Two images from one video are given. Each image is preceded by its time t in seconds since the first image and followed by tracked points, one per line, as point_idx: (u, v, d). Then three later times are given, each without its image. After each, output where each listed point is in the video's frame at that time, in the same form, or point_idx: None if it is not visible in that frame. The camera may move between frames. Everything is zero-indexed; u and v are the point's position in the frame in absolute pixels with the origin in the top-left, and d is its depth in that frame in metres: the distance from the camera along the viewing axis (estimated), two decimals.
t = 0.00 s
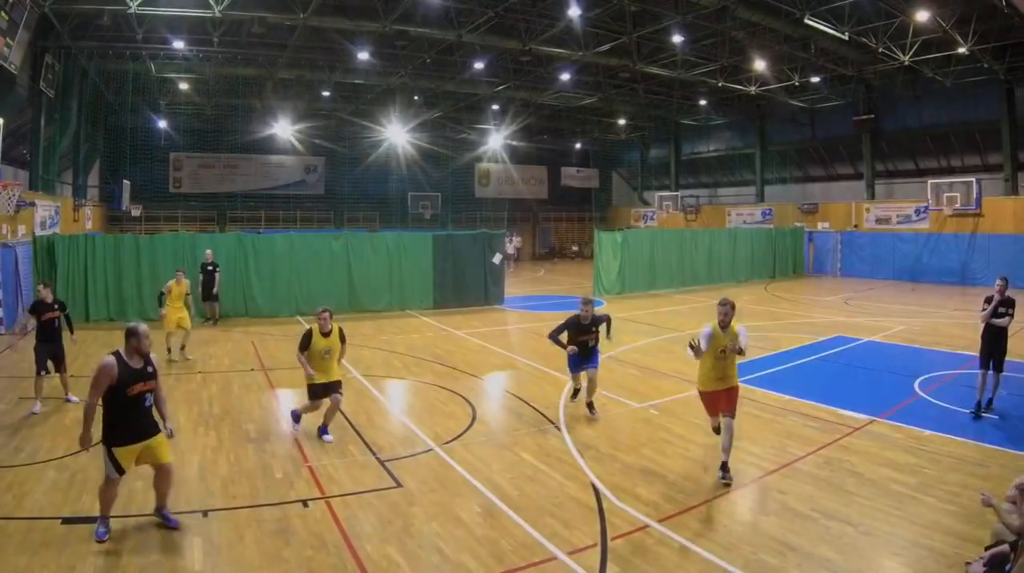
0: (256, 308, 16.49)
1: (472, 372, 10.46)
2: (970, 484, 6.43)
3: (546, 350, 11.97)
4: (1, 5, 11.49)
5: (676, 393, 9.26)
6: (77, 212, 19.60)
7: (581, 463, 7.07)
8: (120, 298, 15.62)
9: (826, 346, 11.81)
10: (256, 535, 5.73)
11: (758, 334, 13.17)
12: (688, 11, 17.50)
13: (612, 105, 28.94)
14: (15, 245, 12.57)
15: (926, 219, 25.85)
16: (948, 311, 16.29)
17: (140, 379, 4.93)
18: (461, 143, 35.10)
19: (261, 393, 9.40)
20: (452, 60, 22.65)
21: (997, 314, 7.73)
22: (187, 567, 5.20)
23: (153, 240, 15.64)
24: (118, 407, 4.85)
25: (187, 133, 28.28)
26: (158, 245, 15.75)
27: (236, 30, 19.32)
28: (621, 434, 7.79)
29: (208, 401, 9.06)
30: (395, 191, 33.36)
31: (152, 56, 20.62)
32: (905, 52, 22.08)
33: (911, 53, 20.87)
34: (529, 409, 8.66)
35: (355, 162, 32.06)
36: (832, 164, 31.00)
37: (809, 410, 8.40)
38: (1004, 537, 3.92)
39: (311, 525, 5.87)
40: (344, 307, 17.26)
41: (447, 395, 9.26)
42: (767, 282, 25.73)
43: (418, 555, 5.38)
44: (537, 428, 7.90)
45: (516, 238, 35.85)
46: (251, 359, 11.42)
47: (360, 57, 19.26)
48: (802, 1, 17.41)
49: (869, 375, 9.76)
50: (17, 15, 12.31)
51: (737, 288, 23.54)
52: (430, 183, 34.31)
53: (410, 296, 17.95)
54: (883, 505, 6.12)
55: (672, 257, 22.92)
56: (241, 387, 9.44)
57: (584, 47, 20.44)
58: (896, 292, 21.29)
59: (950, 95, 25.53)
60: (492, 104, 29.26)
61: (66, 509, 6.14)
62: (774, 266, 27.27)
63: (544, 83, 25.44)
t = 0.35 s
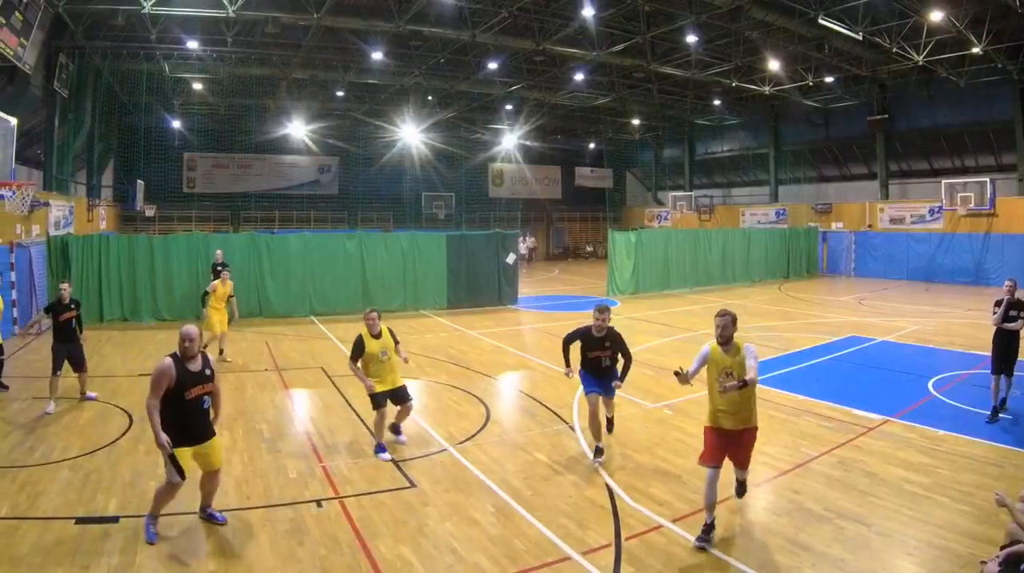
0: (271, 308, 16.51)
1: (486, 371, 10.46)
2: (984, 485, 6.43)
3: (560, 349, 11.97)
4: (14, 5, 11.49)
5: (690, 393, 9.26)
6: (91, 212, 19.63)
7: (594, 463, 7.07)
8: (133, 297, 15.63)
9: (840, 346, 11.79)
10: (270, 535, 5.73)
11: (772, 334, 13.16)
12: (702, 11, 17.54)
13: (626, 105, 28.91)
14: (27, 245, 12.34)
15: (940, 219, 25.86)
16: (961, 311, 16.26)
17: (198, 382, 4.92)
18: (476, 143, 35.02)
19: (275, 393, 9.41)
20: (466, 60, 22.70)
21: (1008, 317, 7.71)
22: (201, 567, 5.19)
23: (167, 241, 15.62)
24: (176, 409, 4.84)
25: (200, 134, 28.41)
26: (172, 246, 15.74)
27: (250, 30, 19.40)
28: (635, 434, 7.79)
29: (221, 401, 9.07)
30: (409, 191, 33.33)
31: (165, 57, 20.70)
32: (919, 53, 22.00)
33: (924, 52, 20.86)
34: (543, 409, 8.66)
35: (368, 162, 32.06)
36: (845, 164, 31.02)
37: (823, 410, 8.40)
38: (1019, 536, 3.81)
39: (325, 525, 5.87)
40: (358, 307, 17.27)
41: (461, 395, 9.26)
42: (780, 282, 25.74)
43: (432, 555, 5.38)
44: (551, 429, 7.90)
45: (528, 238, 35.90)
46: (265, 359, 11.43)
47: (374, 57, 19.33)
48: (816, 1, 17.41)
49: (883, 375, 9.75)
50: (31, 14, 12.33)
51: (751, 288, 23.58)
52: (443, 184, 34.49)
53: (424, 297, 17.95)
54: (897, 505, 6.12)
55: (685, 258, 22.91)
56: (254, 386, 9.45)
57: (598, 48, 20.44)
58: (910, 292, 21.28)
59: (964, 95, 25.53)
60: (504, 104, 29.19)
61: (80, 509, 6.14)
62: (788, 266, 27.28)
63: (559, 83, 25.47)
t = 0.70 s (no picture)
0: (285, 308, 16.53)
1: (500, 372, 10.47)
2: (998, 484, 6.42)
3: (574, 350, 11.96)
4: (28, 5, 11.51)
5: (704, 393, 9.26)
6: (105, 212, 19.63)
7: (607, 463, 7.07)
8: (147, 297, 15.63)
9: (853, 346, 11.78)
10: (283, 536, 5.72)
11: (785, 334, 13.16)
12: (716, 11, 17.56)
13: (640, 105, 28.86)
14: (41, 245, 12.38)
15: (954, 219, 25.87)
16: (974, 311, 16.25)
17: (245, 388, 4.73)
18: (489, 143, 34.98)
19: (289, 393, 9.41)
20: (480, 59, 22.71)
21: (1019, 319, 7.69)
22: (215, 567, 5.19)
23: (181, 241, 15.62)
24: (223, 418, 4.65)
25: (215, 133, 28.10)
26: (186, 246, 15.75)
27: (263, 30, 19.44)
28: (648, 434, 7.79)
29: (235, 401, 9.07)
30: (423, 191, 33.29)
31: (179, 57, 20.75)
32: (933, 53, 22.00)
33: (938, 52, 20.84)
34: (557, 409, 8.65)
35: (382, 162, 32.05)
36: (859, 164, 31.03)
37: (837, 410, 8.40)
38: None
39: (339, 525, 5.87)
40: (372, 307, 17.28)
41: (475, 395, 9.26)
42: (795, 282, 25.74)
43: (446, 555, 5.38)
44: (565, 429, 7.91)
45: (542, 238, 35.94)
46: (278, 359, 11.43)
47: (387, 56, 19.37)
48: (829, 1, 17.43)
49: (897, 375, 9.75)
50: (45, 14, 12.32)
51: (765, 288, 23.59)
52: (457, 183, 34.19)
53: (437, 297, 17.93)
54: (910, 505, 6.12)
55: (699, 258, 22.88)
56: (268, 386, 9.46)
57: (612, 47, 20.43)
58: (923, 292, 21.29)
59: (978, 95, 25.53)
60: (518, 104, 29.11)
61: (94, 509, 6.14)
62: (802, 266, 27.28)
63: (572, 83, 25.45)
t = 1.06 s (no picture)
0: (298, 308, 16.55)
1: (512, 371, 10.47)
2: (1012, 485, 6.42)
3: (586, 350, 11.95)
4: (41, 5, 11.47)
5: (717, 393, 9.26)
6: (119, 212, 19.67)
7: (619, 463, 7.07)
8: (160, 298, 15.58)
9: (866, 346, 11.78)
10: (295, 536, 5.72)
11: (798, 334, 13.15)
12: (729, 11, 17.57)
13: (653, 105, 28.81)
14: (54, 245, 12.40)
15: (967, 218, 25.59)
16: (986, 311, 16.22)
17: (289, 384, 4.74)
18: (503, 143, 34.89)
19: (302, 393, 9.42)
20: (494, 60, 22.74)
21: None
22: (228, 567, 5.19)
23: (194, 241, 15.64)
24: (274, 416, 4.64)
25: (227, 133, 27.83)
26: (199, 246, 15.76)
27: (276, 30, 19.47)
28: (661, 434, 7.78)
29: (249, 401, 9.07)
30: (436, 191, 33.26)
31: (192, 57, 20.80)
32: (946, 53, 21.98)
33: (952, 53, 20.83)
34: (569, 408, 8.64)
35: (395, 162, 32.06)
36: (872, 165, 31.08)
37: (850, 410, 8.40)
38: None
39: (350, 525, 5.87)
40: (385, 308, 17.29)
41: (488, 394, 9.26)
42: (808, 282, 25.74)
43: (459, 555, 5.38)
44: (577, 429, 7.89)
45: (559, 238, 36.04)
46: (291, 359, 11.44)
47: (400, 56, 19.42)
48: (843, 1, 17.42)
49: (911, 375, 9.75)
50: (58, 14, 12.31)
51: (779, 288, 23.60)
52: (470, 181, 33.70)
53: (450, 297, 17.95)
54: (923, 504, 6.12)
55: (712, 258, 22.87)
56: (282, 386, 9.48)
57: (625, 47, 20.40)
58: (936, 293, 21.30)
59: (991, 95, 25.51)
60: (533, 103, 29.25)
61: (106, 509, 6.13)
62: (814, 265, 27.28)
63: (585, 83, 25.44)
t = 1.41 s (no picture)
0: (311, 308, 16.56)
1: (527, 371, 10.48)
2: None
3: (601, 350, 11.94)
4: (55, 5, 11.50)
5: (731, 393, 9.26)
6: (133, 213, 19.74)
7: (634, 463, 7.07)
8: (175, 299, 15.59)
9: (881, 346, 11.77)
10: (309, 536, 5.71)
11: (811, 334, 13.15)
12: (743, 11, 17.60)
13: (667, 105, 28.79)
14: (69, 245, 12.43)
15: (980, 219, 25.95)
16: (999, 311, 16.19)
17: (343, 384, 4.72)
18: (517, 143, 34.85)
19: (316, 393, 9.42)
20: (508, 60, 22.75)
21: None
22: (244, 567, 5.19)
23: (208, 241, 15.65)
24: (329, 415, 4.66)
25: (242, 134, 28.25)
26: (213, 246, 15.77)
27: (290, 29, 19.50)
28: (675, 433, 7.78)
29: (263, 401, 9.07)
30: (450, 191, 33.24)
31: (207, 57, 20.87)
32: (959, 53, 21.98)
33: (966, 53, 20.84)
34: (584, 407, 8.62)
35: (409, 162, 32.07)
36: (886, 165, 31.08)
37: (864, 410, 8.40)
38: None
39: (365, 525, 5.87)
40: (399, 308, 17.29)
41: (503, 395, 9.27)
42: (822, 282, 25.75)
43: (474, 555, 5.38)
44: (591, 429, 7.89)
45: (576, 238, 36.13)
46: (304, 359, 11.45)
47: (414, 56, 19.47)
48: (856, 1, 17.42)
49: (924, 375, 9.75)
50: (72, 14, 12.32)
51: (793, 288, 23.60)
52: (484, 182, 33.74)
53: (464, 297, 17.93)
54: (937, 504, 6.12)
55: (726, 258, 22.87)
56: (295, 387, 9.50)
57: (639, 47, 20.41)
58: (950, 293, 21.29)
59: (1005, 95, 25.50)
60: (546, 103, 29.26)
61: (120, 509, 6.13)
62: (828, 265, 27.28)
63: (600, 83, 25.42)
